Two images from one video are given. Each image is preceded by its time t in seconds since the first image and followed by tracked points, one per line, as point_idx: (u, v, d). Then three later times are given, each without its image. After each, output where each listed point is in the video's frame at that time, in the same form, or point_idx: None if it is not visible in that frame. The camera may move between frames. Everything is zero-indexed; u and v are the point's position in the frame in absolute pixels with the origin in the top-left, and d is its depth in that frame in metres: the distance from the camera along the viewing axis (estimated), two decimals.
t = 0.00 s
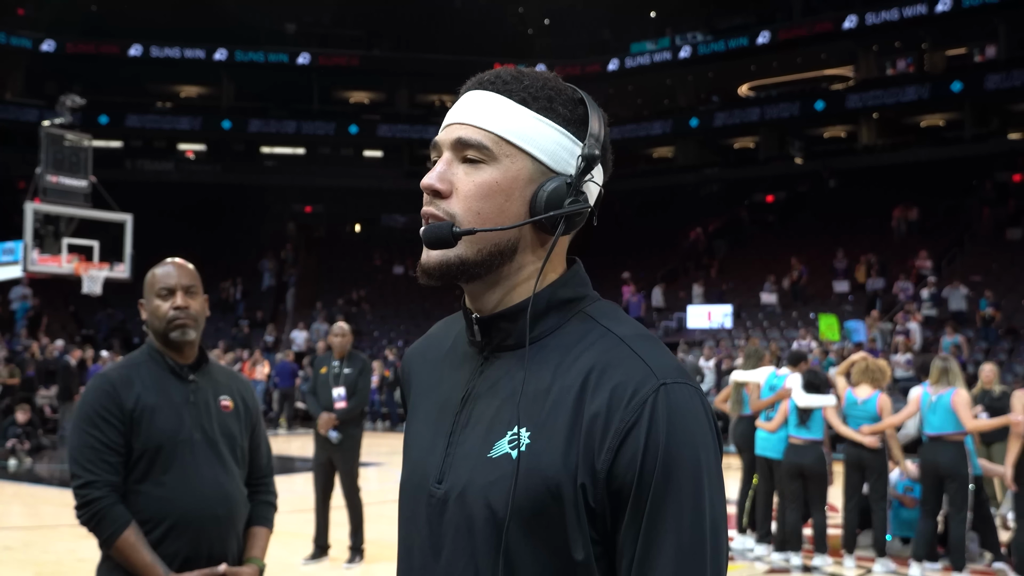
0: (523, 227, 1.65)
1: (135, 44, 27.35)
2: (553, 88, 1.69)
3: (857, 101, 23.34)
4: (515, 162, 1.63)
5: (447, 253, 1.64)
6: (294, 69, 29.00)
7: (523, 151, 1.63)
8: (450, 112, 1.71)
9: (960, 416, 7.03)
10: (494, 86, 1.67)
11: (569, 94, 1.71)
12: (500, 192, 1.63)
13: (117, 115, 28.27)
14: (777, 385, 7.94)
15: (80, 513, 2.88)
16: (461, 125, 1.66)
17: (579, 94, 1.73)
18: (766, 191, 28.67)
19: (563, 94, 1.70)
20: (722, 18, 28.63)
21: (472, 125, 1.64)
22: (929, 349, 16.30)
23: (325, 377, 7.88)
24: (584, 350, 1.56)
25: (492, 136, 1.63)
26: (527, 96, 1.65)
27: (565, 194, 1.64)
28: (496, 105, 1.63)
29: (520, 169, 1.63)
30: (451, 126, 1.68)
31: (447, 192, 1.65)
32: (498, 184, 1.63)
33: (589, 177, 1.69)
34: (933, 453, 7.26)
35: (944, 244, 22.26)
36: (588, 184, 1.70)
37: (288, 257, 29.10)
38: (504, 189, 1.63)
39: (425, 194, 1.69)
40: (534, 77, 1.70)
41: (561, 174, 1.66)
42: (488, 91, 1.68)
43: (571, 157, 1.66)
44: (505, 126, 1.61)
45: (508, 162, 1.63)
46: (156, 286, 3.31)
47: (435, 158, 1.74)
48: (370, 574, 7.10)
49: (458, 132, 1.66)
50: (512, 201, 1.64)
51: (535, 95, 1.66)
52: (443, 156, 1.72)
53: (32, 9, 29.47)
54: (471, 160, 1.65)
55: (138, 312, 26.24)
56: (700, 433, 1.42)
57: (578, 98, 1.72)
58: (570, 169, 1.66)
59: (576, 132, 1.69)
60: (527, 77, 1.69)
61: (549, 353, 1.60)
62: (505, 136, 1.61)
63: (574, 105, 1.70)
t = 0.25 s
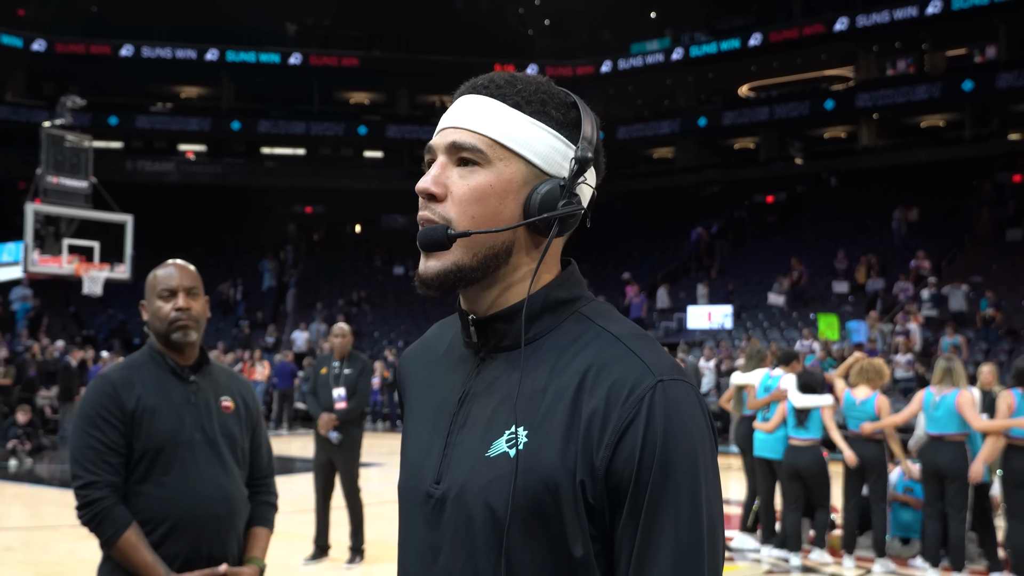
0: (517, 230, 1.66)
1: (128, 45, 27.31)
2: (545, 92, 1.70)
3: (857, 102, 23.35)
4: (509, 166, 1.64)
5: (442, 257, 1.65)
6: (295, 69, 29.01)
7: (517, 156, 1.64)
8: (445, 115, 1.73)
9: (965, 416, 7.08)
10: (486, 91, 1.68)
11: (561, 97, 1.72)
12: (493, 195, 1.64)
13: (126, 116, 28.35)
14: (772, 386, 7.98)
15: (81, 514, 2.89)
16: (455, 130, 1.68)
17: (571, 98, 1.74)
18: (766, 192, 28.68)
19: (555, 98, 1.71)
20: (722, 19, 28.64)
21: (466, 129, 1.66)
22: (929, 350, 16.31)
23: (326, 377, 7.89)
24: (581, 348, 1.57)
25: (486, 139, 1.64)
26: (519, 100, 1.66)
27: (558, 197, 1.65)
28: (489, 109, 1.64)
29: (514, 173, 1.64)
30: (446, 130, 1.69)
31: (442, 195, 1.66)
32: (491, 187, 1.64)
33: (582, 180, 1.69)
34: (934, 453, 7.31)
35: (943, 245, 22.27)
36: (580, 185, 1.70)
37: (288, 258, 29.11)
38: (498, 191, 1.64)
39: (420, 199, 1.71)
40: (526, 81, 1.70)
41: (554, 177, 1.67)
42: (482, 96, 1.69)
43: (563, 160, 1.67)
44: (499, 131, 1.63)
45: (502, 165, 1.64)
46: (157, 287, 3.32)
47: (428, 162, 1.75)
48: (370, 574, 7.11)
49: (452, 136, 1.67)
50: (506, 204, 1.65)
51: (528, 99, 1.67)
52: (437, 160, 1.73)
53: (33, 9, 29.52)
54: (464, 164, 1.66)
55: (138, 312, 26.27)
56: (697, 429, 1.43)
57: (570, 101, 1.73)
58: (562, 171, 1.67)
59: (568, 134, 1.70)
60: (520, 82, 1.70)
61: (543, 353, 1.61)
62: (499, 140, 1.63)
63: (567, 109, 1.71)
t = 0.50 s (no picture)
0: (510, 230, 1.68)
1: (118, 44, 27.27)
2: (535, 96, 1.72)
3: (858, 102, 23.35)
4: (501, 167, 1.66)
5: (436, 258, 1.67)
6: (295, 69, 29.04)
7: (509, 157, 1.66)
8: (435, 120, 1.74)
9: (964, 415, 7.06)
10: (477, 95, 1.70)
11: (550, 101, 1.74)
12: (486, 197, 1.66)
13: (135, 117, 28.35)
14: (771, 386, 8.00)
15: (83, 513, 2.90)
16: (446, 133, 1.69)
17: (559, 101, 1.76)
18: (766, 192, 28.70)
19: (544, 101, 1.73)
20: (722, 19, 28.68)
21: (457, 133, 1.67)
22: (928, 350, 16.34)
23: (325, 377, 7.90)
24: (575, 346, 1.59)
25: (478, 142, 1.65)
26: (509, 103, 1.68)
27: (550, 198, 1.67)
28: (480, 112, 1.65)
29: (505, 174, 1.66)
30: (437, 134, 1.70)
31: (435, 197, 1.67)
32: (484, 189, 1.66)
33: (572, 181, 1.71)
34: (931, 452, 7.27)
35: (943, 245, 22.30)
36: (571, 187, 1.72)
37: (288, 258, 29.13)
38: (490, 194, 1.66)
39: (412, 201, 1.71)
40: (515, 85, 1.72)
41: (545, 178, 1.69)
42: (473, 98, 1.70)
43: (554, 161, 1.69)
44: (491, 133, 1.64)
45: (494, 167, 1.66)
46: (161, 287, 3.33)
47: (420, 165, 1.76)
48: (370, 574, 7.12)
49: (443, 139, 1.68)
50: (498, 206, 1.67)
51: (518, 101, 1.69)
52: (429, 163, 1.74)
53: (33, 10, 29.57)
54: (457, 166, 1.68)
55: (138, 313, 26.29)
56: (689, 422, 1.45)
57: (559, 104, 1.75)
58: (553, 172, 1.69)
59: (558, 136, 1.72)
60: (510, 84, 1.71)
61: (537, 351, 1.63)
62: (491, 142, 1.64)
63: (556, 111, 1.73)
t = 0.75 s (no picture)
0: (501, 231, 1.69)
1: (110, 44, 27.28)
2: (525, 97, 1.73)
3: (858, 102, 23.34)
4: (491, 168, 1.67)
5: (428, 257, 1.68)
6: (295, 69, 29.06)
7: (498, 158, 1.67)
8: (425, 122, 1.75)
9: (950, 415, 7.06)
10: (466, 97, 1.71)
11: (540, 102, 1.75)
12: (477, 198, 1.67)
13: (143, 116, 28.36)
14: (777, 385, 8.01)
15: (84, 512, 2.90)
16: (436, 135, 1.70)
17: (549, 102, 1.77)
18: (766, 192, 28.71)
19: (533, 102, 1.74)
20: (722, 19, 28.71)
21: (446, 136, 1.68)
22: (928, 350, 16.35)
23: (325, 377, 7.91)
24: (568, 345, 1.60)
25: (467, 144, 1.67)
26: (499, 105, 1.70)
27: (540, 198, 1.68)
28: (469, 115, 1.67)
29: (497, 175, 1.68)
30: (427, 136, 1.72)
31: (426, 199, 1.69)
32: (474, 190, 1.67)
33: (562, 182, 1.73)
34: (920, 453, 7.30)
35: (943, 245, 22.31)
36: (561, 187, 1.74)
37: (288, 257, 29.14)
38: (480, 194, 1.67)
39: (404, 202, 1.73)
40: (505, 87, 1.73)
41: (535, 178, 1.71)
42: (462, 101, 1.71)
43: (543, 162, 1.71)
44: (481, 135, 1.65)
45: (484, 168, 1.67)
46: (163, 286, 3.34)
47: (412, 167, 1.77)
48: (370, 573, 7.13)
49: (433, 141, 1.70)
50: (488, 207, 1.69)
51: (507, 103, 1.70)
52: (420, 166, 1.75)
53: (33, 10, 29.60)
54: (448, 168, 1.69)
55: (138, 312, 26.31)
56: (681, 420, 1.46)
57: (548, 106, 1.76)
58: (543, 174, 1.71)
59: (548, 137, 1.74)
60: (499, 87, 1.72)
61: (531, 350, 1.64)
62: (481, 144, 1.65)
63: (545, 112, 1.75)
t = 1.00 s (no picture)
0: (506, 232, 1.70)
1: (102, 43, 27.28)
2: (528, 100, 1.75)
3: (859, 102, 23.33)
4: (497, 169, 1.69)
5: (435, 257, 1.68)
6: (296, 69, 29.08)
7: (504, 158, 1.69)
8: (428, 122, 1.76)
9: (933, 415, 7.10)
10: (470, 98, 1.73)
11: (542, 106, 1.77)
12: (483, 198, 1.68)
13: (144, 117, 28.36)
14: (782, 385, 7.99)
15: (87, 511, 2.91)
16: (442, 135, 1.71)
17: (551, 106, 1.79)
18: (766, 192, 28.70)
19: (536, 105, 1.76)
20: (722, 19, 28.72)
21: (453, 136, 1.69)
22: (929, 350, 16.34)
23: (327, 376, 7.93)
24: (570, 345, 1.61)
25: (474, 144, 1.68)
26: (503, 107, 1.71)
27: (545, 200, 1.70)
28: (474, 116, 1.68)
29: (502, 176, 1.69)
30: (432, 136, 1.73)
31: (433, 198, 1.69)
32: (482, 191, 1.68)
33: (565, 185, 1.75)
34: (903, 451, 7.24)
35: (943, 245, 22.30)
36: (564, 190, 1.77)
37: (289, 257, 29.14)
38: (486, 194, 1.68)
39: (409, 202, 1.73)
40: (509, 89, 1.75)
41: (540, 179, 1.73)
42: (466, 101, 1.73)
43: (548, 164, 1.73)
44: (487, 135, 1.67)
45: (490, 168, 1.68)
46: (165, 286, 3.35)
47: (414, 166, 1.78)
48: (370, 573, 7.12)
49: (438, 141, 1.71)
50: (495, 207, 1.70)
51: (511, 104, 1.72)
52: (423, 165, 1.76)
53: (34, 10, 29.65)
54: (454, 168, 1.70)
55: (139, 312, 26.32)
56: (681, 419, 1.47)
57: (550, 110, 1.78)
58: (548, 176, 1.73)
59: (551, 140, 1.77)
60: (503, 89, 1.74)
61: (532, 349, 1.65)
62: (486, 144, 1.67)
63: (547, 115, 1.77)
